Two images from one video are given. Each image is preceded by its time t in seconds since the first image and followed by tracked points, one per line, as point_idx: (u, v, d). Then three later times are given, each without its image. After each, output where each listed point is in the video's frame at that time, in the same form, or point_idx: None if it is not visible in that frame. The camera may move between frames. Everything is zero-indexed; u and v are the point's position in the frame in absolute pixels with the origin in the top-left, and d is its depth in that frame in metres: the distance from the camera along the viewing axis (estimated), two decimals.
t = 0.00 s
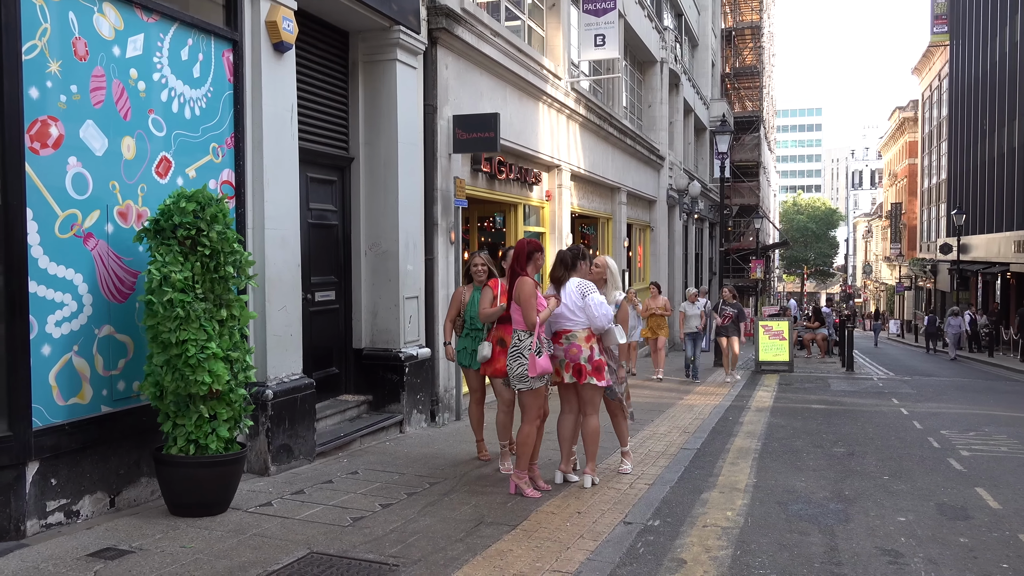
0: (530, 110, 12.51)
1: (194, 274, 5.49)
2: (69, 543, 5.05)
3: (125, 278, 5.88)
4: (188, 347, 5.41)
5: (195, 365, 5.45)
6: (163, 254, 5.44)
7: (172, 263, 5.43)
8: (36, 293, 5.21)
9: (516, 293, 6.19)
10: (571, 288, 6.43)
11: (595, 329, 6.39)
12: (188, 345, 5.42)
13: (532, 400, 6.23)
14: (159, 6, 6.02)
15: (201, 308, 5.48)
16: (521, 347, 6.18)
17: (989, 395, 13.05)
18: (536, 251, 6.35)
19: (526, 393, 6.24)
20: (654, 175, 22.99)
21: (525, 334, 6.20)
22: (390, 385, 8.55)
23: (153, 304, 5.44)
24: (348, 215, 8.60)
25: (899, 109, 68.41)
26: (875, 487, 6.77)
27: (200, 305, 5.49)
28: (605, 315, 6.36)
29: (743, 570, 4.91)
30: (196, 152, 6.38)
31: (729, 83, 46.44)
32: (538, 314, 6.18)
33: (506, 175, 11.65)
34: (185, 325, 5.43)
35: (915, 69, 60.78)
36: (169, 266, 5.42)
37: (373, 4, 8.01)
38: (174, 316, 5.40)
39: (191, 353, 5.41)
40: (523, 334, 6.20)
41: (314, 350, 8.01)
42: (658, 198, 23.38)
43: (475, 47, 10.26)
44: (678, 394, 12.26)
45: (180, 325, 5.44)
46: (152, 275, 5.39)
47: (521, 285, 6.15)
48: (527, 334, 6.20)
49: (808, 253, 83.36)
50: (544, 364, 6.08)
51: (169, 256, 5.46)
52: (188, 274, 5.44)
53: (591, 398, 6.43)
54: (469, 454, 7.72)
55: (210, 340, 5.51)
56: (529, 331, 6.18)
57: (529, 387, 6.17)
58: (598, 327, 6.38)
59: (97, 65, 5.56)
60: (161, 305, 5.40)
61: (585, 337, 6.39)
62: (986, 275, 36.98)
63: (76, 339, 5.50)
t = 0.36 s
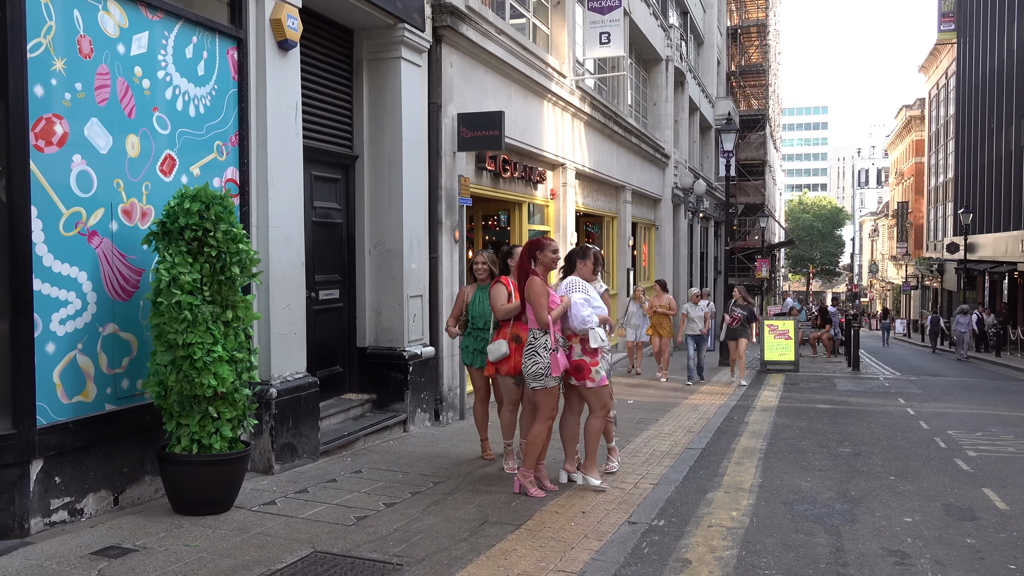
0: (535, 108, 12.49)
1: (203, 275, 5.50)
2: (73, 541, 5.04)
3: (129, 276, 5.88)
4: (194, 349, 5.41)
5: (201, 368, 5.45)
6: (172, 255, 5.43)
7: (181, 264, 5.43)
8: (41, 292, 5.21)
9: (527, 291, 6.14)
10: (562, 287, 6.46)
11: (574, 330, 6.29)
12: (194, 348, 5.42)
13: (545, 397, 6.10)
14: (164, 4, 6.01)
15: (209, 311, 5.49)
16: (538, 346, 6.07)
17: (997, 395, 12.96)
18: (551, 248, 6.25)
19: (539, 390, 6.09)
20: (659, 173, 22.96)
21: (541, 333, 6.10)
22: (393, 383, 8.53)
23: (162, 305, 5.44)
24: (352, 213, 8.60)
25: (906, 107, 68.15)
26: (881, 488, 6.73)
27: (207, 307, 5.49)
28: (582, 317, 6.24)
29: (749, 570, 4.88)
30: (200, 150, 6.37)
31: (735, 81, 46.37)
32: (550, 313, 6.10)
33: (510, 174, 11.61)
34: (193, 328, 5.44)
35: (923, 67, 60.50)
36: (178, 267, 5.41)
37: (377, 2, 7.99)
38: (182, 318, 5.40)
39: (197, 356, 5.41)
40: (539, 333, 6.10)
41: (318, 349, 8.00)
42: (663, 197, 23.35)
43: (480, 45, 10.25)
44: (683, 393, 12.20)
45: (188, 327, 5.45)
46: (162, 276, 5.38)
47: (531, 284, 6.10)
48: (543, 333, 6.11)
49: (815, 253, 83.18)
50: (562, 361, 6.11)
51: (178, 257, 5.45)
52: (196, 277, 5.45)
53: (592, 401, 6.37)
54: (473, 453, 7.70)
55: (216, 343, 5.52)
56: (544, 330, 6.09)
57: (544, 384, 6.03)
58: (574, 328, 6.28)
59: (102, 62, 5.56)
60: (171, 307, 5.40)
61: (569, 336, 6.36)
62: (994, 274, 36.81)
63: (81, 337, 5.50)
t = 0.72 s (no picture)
0: (537, 95, 12.04)
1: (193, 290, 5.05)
2: (35, 564, 4.60)
3: (101, 276, 5.43)
4: (162, 366, 4.95)
5: (166, 387, 5.00)
6: (166, 262, 5.01)
7: (173, 273, 5.00)
8: (4, 293, 4.79)
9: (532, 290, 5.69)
10: (580, 288, 5.93)
11: (576, 338, 5.80)
12: (163, 365, 4.96)
13: (552, 408, 5.57)
14: None
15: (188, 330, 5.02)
16: (537, 350, 5.66)
17: None
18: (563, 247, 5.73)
19: (544, 401, 5.63)
20: (672, 165, 22.41)
21: (542, 337, 5.69)
22: (387, 394, 8.06)
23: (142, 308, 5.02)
24: (341, 211, 8.16)
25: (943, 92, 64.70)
26: (914, 505, 6.22)
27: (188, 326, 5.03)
28: (583, 322, 5.73)
29: None
30: (178, 140, 5.94)
31: (754, 66, 45.13)
32: (553, 317, 5.60)
33: (512, 165, 11.15)
34: (168, 343, 4.98)
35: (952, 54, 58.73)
36: (168, 276, 4.98)
37: None
38: (159, 331, 4.95)
39: (163, 374, 4.95)
40: (539, 336, 5.70)
41: (304, 355, 7.58)
42: (676, 191, 22.77)
43: (478, 27, 9.84)
44: (699, 403, 11.67)
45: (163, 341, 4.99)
46: (149, 279, 4.96)
47: (536, 284, 5.63)
48: (545, 338, 5.67)
49: (842, 252, 81.87)
50: (561, 372, 5.50)
51: (171, 265, 5.02)
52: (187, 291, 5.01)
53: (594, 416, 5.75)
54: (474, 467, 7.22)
55: (188, 363, 5.06)
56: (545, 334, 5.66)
57: (548, 394, 5.56)
58: (577, 335, 5.79)
59: (71, 45, 5.14)
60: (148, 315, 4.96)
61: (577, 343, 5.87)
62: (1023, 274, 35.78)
63: (48, 342, 5.07)
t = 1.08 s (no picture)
0: (538, 85, 11.70)
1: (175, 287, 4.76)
2: None
3: (76, 279, 5.10)
4: (155, 368, 4.67)
5: (162, 389, 4.71)
6: (145, 259, 4.70)
7: (152, 269, 4.69)
8: None
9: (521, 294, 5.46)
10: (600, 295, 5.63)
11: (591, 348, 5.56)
12: (155, 366, 4.68)
13: (541, 423, 5.30)
14: None
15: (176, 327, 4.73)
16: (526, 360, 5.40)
17: None
18: (552, 248, 5.47)
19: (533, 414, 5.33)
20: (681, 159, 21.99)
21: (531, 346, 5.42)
22: (380, 401, 7.74)
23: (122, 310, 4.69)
24: (329, 209, 7.84)
25: (964, 85, 63.77)
26: (936, 520, 5.89)
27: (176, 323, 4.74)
28: (595, 331, 5.49)
29: None
30: (156, 134, 5.63)
31: (769, 56, 44.21)
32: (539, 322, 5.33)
33: (510, 161, 10.81)
34: (157, 343, 4.69)
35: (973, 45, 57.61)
36: (149, 271, 4.68)
37: None
38: (145, 330, 4.65)
39: (157, 376, 4.67)
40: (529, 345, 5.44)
41: (291, 361, 7.28)
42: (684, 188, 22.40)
43: (474, 14, 9.52)
44: (710, 413, 11.32)
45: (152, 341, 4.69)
46: (128, 278, 4.64)
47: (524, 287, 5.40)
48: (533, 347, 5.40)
49: (865, 250, 80.76)
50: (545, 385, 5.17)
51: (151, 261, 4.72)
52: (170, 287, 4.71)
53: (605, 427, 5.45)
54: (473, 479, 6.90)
55: (180, 361, 4.78)
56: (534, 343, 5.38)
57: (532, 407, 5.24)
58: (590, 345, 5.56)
59: (43, 32, 4.82)
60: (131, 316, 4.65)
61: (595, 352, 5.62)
62: None
63: (19, 348, 4.76)
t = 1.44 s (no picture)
0: (538, 87, 11.70)
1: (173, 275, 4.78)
2: None
3: (76, 280, 5.10)
4: (173, 352, 4.69)
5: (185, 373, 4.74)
6: (137, 252, 4.74)
7: (145, 259, 4.73)
8: None
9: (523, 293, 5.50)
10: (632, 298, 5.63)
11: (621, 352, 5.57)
12: (173, 348, 4.69)
13: (529, 425, 5.27)
14: None
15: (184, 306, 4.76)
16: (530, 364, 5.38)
17: None
18: (547, 249, 5.29)
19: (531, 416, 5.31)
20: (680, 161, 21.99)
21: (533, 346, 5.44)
22: (380, 402, 7.74)
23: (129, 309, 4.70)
24: (329, 211, 7.85)
25: (964, 86, 63.58)
26: (936, 522, 5.89)
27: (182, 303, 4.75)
28: (619, 335, 5.50)
29: None
30: (157, 136, 5.63)
31: (768, 57, 44.25)
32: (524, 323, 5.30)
33: (510, 163, 10.81)
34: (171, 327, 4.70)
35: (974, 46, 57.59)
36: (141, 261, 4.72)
37: None
38: (155, 317, 4.66)
39: (178, 359, 4.70)
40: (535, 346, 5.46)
41: (291, 363, 7.28)
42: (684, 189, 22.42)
43: (474, 15, 9.52)
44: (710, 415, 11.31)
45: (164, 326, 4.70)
46: (125, 274, 4.67)
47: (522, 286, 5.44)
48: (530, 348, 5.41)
49: (858, 253, 80.80)
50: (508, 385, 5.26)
51: (143, 251, 4.76)
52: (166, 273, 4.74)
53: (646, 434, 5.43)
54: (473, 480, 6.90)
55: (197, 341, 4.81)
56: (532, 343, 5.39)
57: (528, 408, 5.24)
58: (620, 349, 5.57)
59: (43, 35, 4.83)
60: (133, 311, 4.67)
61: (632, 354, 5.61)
62: None
63: (19, 350, 4.77)
